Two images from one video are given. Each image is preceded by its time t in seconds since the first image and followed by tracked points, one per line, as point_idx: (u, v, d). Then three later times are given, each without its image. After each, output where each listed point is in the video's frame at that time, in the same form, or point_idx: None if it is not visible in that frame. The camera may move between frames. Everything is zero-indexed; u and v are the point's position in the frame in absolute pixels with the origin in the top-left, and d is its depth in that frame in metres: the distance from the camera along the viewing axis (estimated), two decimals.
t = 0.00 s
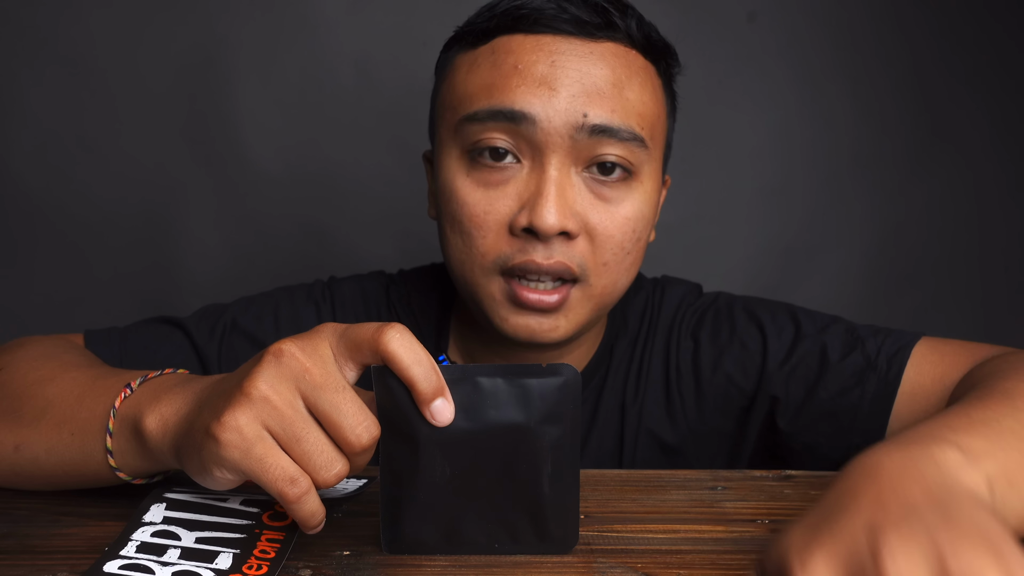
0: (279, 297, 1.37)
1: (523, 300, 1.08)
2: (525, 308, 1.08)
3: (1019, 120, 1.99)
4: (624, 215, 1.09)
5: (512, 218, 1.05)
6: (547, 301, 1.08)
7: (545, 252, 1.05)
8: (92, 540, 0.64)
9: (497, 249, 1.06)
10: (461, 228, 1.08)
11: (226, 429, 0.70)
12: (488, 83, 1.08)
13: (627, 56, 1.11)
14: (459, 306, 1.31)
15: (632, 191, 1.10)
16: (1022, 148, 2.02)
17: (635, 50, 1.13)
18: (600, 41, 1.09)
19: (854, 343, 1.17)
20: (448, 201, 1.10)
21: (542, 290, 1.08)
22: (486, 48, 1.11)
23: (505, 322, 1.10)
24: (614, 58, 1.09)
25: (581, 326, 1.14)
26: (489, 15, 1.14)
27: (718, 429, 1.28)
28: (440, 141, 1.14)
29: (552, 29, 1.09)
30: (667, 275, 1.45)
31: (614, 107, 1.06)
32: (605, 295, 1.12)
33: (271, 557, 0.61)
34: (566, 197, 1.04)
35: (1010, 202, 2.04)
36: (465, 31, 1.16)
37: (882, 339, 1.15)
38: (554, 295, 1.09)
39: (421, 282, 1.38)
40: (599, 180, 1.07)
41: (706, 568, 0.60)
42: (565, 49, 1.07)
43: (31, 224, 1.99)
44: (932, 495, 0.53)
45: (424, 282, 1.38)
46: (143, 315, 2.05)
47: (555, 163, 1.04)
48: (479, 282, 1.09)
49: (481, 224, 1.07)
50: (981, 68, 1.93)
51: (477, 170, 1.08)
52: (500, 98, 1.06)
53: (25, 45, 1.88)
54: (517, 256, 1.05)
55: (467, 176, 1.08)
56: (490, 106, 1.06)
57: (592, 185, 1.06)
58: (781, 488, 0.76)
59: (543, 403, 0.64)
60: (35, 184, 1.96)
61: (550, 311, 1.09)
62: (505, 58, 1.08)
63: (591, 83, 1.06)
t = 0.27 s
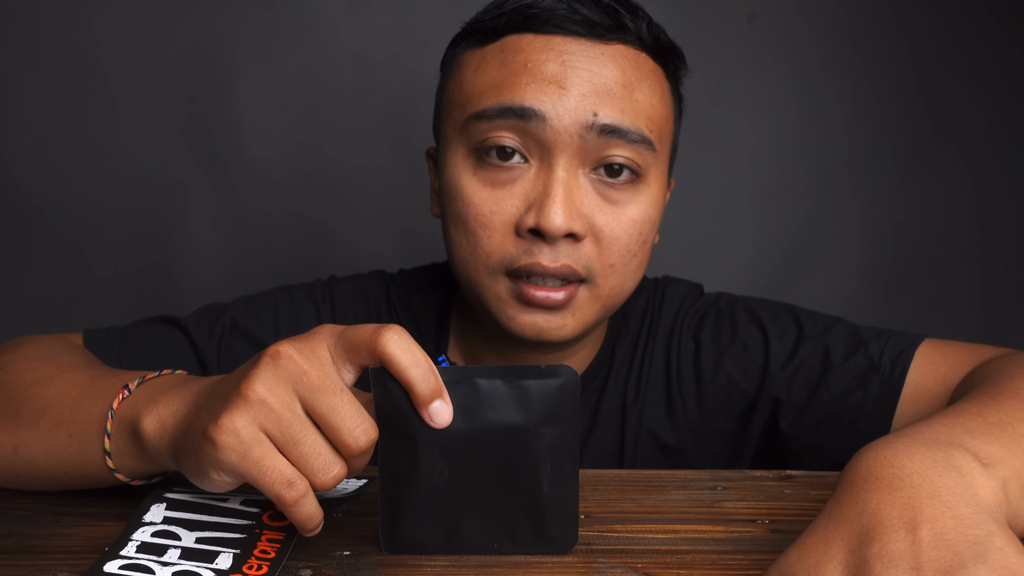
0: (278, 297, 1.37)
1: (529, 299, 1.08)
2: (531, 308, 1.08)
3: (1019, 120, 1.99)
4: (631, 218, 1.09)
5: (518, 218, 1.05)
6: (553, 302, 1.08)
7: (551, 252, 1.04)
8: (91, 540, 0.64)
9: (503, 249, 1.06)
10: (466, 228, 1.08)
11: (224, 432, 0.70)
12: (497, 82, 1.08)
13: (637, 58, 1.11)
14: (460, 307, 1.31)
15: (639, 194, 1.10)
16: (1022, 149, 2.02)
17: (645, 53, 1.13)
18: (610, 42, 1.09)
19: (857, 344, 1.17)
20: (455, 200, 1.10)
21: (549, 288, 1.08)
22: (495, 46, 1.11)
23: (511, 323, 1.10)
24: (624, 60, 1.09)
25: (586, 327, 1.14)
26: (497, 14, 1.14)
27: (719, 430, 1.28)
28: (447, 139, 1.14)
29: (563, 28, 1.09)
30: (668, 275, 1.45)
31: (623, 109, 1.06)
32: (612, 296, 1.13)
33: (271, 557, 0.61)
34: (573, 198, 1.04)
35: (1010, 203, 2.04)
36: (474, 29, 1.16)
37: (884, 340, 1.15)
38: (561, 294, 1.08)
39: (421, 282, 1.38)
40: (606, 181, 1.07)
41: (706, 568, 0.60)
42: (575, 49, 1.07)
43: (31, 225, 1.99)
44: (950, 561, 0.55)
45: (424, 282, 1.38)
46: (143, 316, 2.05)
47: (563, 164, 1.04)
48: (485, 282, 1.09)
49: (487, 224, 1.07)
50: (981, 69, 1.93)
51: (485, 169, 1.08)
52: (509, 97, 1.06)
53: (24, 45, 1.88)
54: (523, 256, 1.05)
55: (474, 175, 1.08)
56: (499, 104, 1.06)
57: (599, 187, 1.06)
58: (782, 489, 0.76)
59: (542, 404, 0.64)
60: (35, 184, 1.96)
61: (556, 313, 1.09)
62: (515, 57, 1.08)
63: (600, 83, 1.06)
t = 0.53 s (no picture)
0: (279, 297, 1.37)
1: (531, 299, 1.07)
2: (534, 309, 1.08)
3: (1019, 120, 1.99)
4: (634, 218, 1.09)
5: (522, 218, 1.05)
6: (555, 302, 1.08)
7: (555, 253, 1.04)
8: (91, 540, 0.64)
9: (506, 249, 1.06)
10: (469, 227, 1.08)
11: (223, 431, 0.70)
12: (502, 82, 1.08)
13: (643, 59, 1.11)
14: (460, 307, 1.31)
15: (642, 194, 1.10)
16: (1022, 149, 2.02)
17: (650, 53, 1.14)
18: (615, 42, 1.09)
19: (857, 344, 1.17)
20: (457, 199, 1.10)
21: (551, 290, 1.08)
22: (500, 45, 1.11)
23: (513, 323, 1.10)
24: (629, 60, 1.09)
25: (589, 327, 1.14)
26: (502, 12, 1.14)
27: (720, 429, 1.28)
28: (450, 138, 1.13)
29: (568, 28, 1.08)
30: (668, 274, 1.45)
31: (628, 110, 1.06)
32: (613, 296, 1.13)
33: (271, 557, 0.61)
34: (577, 199, 1.04)
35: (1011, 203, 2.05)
36: (478, 28, 1.16)
37: (884, 340, 1.15)
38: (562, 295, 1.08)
39: (422, 282, 1.38)
40: (610, 182, 1.07)
41: (706, 568, 0.60)
42: (580, 49, 1.07)
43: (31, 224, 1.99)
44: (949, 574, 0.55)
45: (424, 281, 1.38)
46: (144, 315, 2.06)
47: (567, 164, 1.04)
48: (488, 282, 1.09)
49: (490, 224, 1.06)
50: (982, 69, 1.93)
51: (488, 168, 1.07)
52: (512, 97, 1.06)
53: (25, 44, 1.88)
54: (526, 256, 1.05)
55: (477, 175, 1.08)
56: (504, 104, 1.06)
57: (604, 187, 1.06)
58: (782, 489, 0.76)
59: (542, 404, 0.64)
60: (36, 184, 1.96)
61: (558, 313, 1.09)
62: (520, 56, 1.08)
63: (604, 84, 1.06)
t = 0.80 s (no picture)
0: (278, 297, 1.37)
1: (530, 300, 1.08)
2: (533, 309, 1.08)
3: (1020, 121, 1.99)
4: (634, 219, 1.09)
5: (523, 219, 1.05)
6: (555, 303, 1.08)
7: (555, 254, 1.05)
8: (91, 540, 0.64)
9: (507, 250, 1.06)
10: (470, 228, 1.08)
11: (223, 431, 0.70)
12: (502, 81, 1.08)
13: (644, 59, 1.11)
14: (460, 307, 1.31)
15: (642, 194, 1.10)
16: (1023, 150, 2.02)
17: (651, 52, 1.14)
18: (616, 42, 1.09)
19: (858, 345, 1.17)
20: (458, 198, 1.10)
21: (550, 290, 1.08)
22: (500, 45, 1.11)
23: (513, 323, 1.10)
24: (630, 60, 1.09)
25: (588, 327, 1.14)
26: (502, 11, 1.14)
27: (720, 429, 1.28)
28: (450, 137, 1.13)
29: (568, 28, 1.09)
30: (669, 274, 1.45)
31: (628, 110, 1.06)
32: (613, 296, 1.13)
33: (271, 557, 0.61)
34: (577, 199, 1.04)
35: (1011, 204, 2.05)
36: (478, 27, 1.16)
37: (885, 341, 1.15)
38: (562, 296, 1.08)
39: (421, 282, 1.38)
40: (610, 182, 1.07)
41: (707, 568, 0.60)
42: (580, 49, 1.07)
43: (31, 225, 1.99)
44: None
45: (424, 281, 1.38)
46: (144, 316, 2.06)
47: (567, 164, 1.04)
48: (489, 283, 1.09)
49: (491, 224, 1.07)
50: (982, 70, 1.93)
51: (489, 168, 1.07)
52: (513, 98, 1.06)
53: (25, 44, 1.87)
54: (527, 256, 1.06)
55: (478, 174, 1.08)
56: (504, 105, 1.06)
57: (604, 187, 1.06)
58: (782, 489, 0.76)
59: (542, 404, 0.64)
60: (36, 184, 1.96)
61: (558, 313, 1.09)
62: (520, 56, 1.08)
63: (605, 84, 1.06)
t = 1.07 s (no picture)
0: (279, 297, 1.37)
1: (530, 301, 1.08)
2: (534, 308, 1.08)
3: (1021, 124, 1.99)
4: (635, 218, 1.09)
5: (523, 218, 1.05)
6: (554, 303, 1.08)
7: (555, 253, 1.05)
8: (92, 540, 0.64)
9: (506, 249, 1.07)
10: (471, 227, 1.08)
11: (223, 431, 0.70)
12: (503, 82, 1.07)
13: (644, 59, 1.11)
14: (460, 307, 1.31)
15: (643, 194, 1.10)
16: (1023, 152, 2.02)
17: (652, 53, 1.14)
18: (617, 42, 1.09)
19: (859, 346, 1.17)
20: (459, 196, 1.09)
21: (550, 290, 1.09)
22: (502, 45, 1.11)
23: (514, 322, 1.10)
24: (631, 61, 1.09)
25: (589, 326, 1.14)
26: (505, 12, 1.15)
27: (720, 429, 1.28)
28: (451, 137, 1.13)
29: (569, 28, 1.09)
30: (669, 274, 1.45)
31: (630, 111, 1.06)
32: (613, 296, 1.13)
33: (271, 557, 0.61)
34: (578, 198, 1.04)
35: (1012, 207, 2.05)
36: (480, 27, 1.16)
37: (885, 342, 1.15)
38: (561, 295, 1.09)
39: (422, 282, 1.38)
40: (611, 181, 1.06)
41: (706, 568, 0.60)
42: (581, 49, 1.07)
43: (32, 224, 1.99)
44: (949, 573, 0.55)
45: (425, 281, 1.38)
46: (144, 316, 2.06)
47: (568, 164, 1.03)
48: (489, 282, 1.09)
49: (491, 224, 1.07)
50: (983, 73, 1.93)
51: (490, 168, 1.07)
52: (515, 98, 1.05)
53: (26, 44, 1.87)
54: (527, 255, 1.06)
55: (479, 174, 1.08)
56: (506, 106, 1.05)
57: (605, 187, 1.06)
58: (782, 489, 0.76)
59: (542, 405, 0.64)
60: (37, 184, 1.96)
61: (558, 313, 1.09)
62: (522, 56, 1.08)
63: (606, 84, 1.06)
